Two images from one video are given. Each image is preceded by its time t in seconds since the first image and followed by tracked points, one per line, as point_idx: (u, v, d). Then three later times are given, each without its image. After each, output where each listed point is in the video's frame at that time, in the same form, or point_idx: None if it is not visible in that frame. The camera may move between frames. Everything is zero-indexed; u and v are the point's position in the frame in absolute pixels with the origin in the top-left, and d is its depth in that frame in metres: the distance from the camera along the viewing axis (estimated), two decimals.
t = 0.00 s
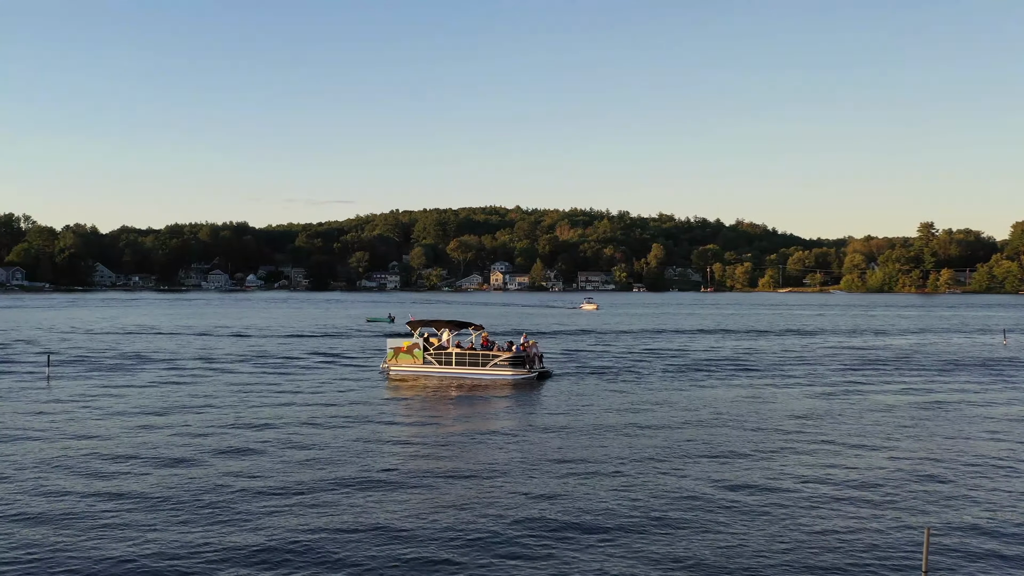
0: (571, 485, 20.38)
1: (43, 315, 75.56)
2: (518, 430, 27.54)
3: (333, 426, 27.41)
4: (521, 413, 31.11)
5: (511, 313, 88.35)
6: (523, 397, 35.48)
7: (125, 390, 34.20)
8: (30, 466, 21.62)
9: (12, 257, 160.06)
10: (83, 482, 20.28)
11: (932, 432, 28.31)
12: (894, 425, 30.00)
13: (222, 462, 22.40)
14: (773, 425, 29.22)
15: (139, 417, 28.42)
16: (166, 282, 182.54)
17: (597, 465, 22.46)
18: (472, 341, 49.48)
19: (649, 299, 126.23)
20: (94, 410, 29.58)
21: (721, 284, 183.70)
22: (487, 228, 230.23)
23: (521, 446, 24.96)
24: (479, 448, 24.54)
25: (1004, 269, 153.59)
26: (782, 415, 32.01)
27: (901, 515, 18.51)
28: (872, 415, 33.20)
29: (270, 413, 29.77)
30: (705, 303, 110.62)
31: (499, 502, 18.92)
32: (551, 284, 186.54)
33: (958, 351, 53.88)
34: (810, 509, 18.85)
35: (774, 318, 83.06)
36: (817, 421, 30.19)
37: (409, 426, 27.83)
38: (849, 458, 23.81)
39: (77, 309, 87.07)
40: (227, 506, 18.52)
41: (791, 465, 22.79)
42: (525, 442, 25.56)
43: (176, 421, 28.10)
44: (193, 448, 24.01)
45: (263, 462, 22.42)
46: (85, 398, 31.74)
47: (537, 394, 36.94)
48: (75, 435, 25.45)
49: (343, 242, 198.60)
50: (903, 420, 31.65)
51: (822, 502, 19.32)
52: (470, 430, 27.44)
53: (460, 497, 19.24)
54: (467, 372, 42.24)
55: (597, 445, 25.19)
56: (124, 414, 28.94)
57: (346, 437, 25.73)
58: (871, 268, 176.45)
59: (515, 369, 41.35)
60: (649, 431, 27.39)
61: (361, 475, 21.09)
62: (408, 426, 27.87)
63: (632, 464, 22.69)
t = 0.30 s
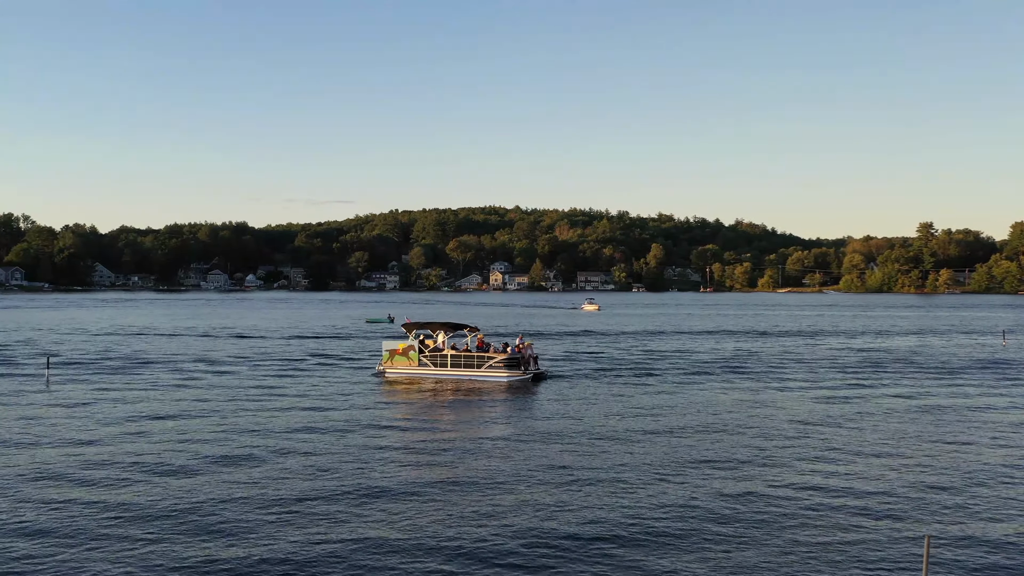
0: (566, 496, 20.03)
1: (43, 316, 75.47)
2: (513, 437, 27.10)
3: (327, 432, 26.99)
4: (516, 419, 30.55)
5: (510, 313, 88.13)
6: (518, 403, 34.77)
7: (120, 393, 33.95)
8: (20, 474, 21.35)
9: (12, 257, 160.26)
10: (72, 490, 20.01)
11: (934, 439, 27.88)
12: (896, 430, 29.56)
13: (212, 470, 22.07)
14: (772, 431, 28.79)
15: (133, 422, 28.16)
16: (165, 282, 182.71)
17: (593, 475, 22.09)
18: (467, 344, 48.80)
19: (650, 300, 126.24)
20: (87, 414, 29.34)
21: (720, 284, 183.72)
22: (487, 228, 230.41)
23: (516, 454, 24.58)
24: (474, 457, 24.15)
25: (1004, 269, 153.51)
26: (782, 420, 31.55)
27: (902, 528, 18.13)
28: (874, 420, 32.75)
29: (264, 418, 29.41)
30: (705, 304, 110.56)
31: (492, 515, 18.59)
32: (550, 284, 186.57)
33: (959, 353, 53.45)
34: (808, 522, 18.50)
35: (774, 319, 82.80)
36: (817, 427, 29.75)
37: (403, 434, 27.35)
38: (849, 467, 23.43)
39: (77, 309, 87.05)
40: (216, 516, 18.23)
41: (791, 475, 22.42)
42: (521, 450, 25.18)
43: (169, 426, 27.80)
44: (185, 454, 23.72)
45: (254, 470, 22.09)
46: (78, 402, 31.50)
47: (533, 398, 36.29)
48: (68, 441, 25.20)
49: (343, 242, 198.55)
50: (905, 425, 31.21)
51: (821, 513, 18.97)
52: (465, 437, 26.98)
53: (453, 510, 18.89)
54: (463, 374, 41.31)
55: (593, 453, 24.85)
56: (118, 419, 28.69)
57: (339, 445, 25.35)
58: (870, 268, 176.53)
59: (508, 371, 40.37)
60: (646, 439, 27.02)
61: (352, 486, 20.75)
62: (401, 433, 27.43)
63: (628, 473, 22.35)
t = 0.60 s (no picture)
0: (565, 516, 18.82)
1: (40, 317, 74.63)
2: (511, 445, 25.84)
3: (316, 440, 25.78)
4: (514, 425, 29.23)
5: (511, 316, 87.31)
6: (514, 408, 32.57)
7: (107, 399, 32.88)
8: (7, 483, 20.86)
9: (11, 258, 160.08)
10: (41, 508, 18.89)
11: (951, 454, 26.64)
12: (910, 443, 28.32)
13: (192, 482, 20.90)
14: (782, 444, 27.55)
15: (117, 430, 27.06)
16: (165, 282, 182.53)
17: (594, 491, 20.87)
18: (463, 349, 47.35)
19: (649, 301, 126.22)
20: (69, 423, 28.25)
21: (720, 284, 183.88)
22: (486, 228, 230.60)
23: (512, 464, 23.37)
24: (469, 467, 22.91)
25: (1003, 269, 153.66)
26: (791, 431, 30.28)
27: (924, 559, 16.88)
28: (886, 429, 31.54)
29: (254, 425, 28.24)
30: (706, 304, 110.54)
31: (486, 539, 17.36)
32: (550, 284, 186.91)
33: (968, 358, 52.30)
34: (823, 551, 17.27)
35: (777, 321, 82.02)
36: (827, 439, 28.52)
37: (396, 442, 26.04)
38: (864, 486, 22.20)
39: (75, 310, 86.31)
40: (191, 539, 17.04)
41: (803, 494, 21.21)
42: (519, 460, 23.95)
43: (154, 434, 26.68)
44: (166, 466, 22.57)
45: (236, 483, 20.91)
46: (61, 410, 30.41)
47: (529, 404, 34.18)
48: (45, 452, 24.10)
49: (342, 242, 198.65)
50: (919, 434, 29.97)
51: (838, 542, 17.74)
52: (460, 445, 25.68)
53: (444, 532, 17.66)
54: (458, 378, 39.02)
55: (594, 459, 24.36)
56: (101, 427, 27.58)
57: (327, 454, 24.13)
58: (870, 269, 176.72)
59: (505, 374, 38.21)
60: (651, 448, 25.82)
61: (337, 501, 19.52)
62: (393, 441, 26.15)
63: (631, 490, 21.14)
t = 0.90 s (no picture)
0: (560, 524, 17.94)
1: (36, 321, 73.72)
2: (510, 453, 24.43)
3: (305, 445, 24.33)
4: (514, 433, 27.84)
5: (511, 319, 86.53)
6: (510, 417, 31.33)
7: (96, 405, 32.23)
8: None
9: (9, 258, 159.67)
10: (10, 516, 17.51)
11: (977, 455, 25.31)
12: (931, 443, 27.01)
13: (173, 491, 19.46)
14: (799, 448, 26.16)
15: (100, 436, 25.71)
16: (164, 281, 182.57)
17: (603, 503, 19.46)
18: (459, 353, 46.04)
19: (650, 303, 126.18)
20: (50, 430, 26.95)
21: (719, 285, 184.05)
22: (486, 228, 230.79)
23: (514, 474, 21.89)
24: (467, 478, 21.48)
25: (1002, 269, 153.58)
26: (806, 430, 28.90)
27: (918, 554, 16.69)
28: (903, 426, 30.27)
29: (244, 428, 26.88)
30: (706, 307, 110.56)
31: (475, 549, 16.47)
32: (550, 285, 187.29)
33: (968, 361, 52.13)
34: (831, 557, 16.39)
35: (779, 325, 81.30)
36: (844, 440, 27.18)
37: (389, 448, 24.67)
38: (891, 494, 20.79)
39: (72, 313, 85.56)
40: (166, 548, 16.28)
41: (826, 506, 19.76)
42: (513, 459, 23.82)
43: (139, 438, 25.33)
44: (148, 471, 21.14)
45: (220, 491, 19.46)
46: (45, 419, 29.12)
47: (525, 412, 32.87)
48: (23, 457, 22.76)
49: (341, 243, 198.87)
50: (938, 432, 28.70)
51: (872, 561, 16.29)
52: (455, 445, 25.52)
53: (429, 535, 17.11)
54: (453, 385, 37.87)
55: (589, 456, 24.20)
56: (84, 432, 26.27)
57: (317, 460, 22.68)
58: (869, 270, 176.72)
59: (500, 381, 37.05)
60: (661, 455, 24.38)
61: (327, 498, 19.33)
62: (387, 446, 24.77)
63: (643, 501, 19.70)
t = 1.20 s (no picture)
0: (555, 537, 17.75)
1: (34, 325, 73.12)
2: (503, 470, 23.19)
3: (300, 457, 24.19)
4: (509, 444, 26.57)
5: (511, 322, 85.85)
6: (504, 427, 29.10)
7: (93, 410, 32.17)
8: None
9: (9, 258, 159.73)
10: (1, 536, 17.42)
11: (996, 467, 23.98)
12: (946, 452, 25.72)
13: (143, 525, 18.28)
14: (803, 455, 25.51)
15: (76, 452, 24.60)
16: (164, 282, 183.03)
17: (600, 531, 18.16)
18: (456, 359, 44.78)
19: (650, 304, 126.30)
20: (27, 443, 25.86)
21: (719, 285, 184.26)
22: (485, 229, 231.02)
23: (506, 496, 20.62)
24: (455, 502, 20.18)
25: (1001, 270, 153.63)
26: (814, 438, 27.69)
27: (914, 566, 16.46)
28: (916, 431, 28.98)
29: (228, 444, 25.72)
30: (707, 307, 110.40)
31: (466, 565, 16.28)
32: (550, 285, 187.64)
33: (969, 362, 51.90)
34: (828, 573, 16.15)
35: (781, 328, 80.43)
36: (854, 450, 25.93)
37: (375, 466, 23.42)
38: (908, 516, 19.47)
39: (71, 316, 85.10)
40: (155, 567, 16.11)
41: (839, 529, 18.47)
42: (511, 466, 23.66)
43: (117, 457, 24.19)
44: (120, 500, 19.97)
45: (193, 526, 18.23)
46: (22, 429, 28.06)
47: (522, 419, 30.68)
48: (8, 474, 22.13)
49: (341, 243, 199.04)
50: (954, 441, 27.40)
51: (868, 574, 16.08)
52: (453, 452, 25.29)
53: (421, 552, 16.92)
54: (446, 392, 35.37)
55: (586, 463, 24.06)
56: (61, 448, 25.17)
57: (300, 484, 21.44)
58: (869, 270, 176.75)
59: (494, 389, 34.61)
60: (662, 471, 23.19)
61: (320, 513, 19.15)
62: (374, 465, 23.49)
63: (643, 528, 18.46)
